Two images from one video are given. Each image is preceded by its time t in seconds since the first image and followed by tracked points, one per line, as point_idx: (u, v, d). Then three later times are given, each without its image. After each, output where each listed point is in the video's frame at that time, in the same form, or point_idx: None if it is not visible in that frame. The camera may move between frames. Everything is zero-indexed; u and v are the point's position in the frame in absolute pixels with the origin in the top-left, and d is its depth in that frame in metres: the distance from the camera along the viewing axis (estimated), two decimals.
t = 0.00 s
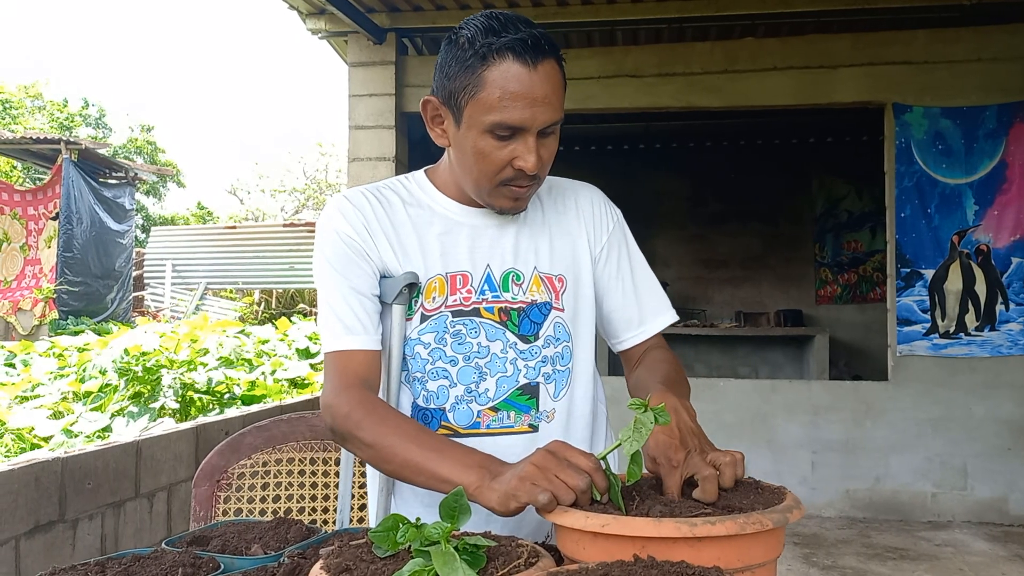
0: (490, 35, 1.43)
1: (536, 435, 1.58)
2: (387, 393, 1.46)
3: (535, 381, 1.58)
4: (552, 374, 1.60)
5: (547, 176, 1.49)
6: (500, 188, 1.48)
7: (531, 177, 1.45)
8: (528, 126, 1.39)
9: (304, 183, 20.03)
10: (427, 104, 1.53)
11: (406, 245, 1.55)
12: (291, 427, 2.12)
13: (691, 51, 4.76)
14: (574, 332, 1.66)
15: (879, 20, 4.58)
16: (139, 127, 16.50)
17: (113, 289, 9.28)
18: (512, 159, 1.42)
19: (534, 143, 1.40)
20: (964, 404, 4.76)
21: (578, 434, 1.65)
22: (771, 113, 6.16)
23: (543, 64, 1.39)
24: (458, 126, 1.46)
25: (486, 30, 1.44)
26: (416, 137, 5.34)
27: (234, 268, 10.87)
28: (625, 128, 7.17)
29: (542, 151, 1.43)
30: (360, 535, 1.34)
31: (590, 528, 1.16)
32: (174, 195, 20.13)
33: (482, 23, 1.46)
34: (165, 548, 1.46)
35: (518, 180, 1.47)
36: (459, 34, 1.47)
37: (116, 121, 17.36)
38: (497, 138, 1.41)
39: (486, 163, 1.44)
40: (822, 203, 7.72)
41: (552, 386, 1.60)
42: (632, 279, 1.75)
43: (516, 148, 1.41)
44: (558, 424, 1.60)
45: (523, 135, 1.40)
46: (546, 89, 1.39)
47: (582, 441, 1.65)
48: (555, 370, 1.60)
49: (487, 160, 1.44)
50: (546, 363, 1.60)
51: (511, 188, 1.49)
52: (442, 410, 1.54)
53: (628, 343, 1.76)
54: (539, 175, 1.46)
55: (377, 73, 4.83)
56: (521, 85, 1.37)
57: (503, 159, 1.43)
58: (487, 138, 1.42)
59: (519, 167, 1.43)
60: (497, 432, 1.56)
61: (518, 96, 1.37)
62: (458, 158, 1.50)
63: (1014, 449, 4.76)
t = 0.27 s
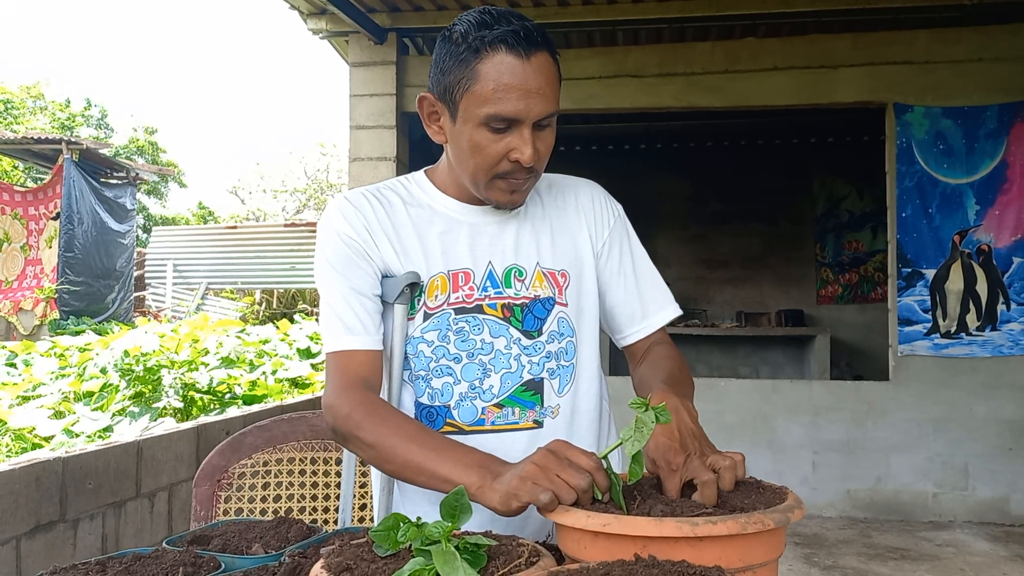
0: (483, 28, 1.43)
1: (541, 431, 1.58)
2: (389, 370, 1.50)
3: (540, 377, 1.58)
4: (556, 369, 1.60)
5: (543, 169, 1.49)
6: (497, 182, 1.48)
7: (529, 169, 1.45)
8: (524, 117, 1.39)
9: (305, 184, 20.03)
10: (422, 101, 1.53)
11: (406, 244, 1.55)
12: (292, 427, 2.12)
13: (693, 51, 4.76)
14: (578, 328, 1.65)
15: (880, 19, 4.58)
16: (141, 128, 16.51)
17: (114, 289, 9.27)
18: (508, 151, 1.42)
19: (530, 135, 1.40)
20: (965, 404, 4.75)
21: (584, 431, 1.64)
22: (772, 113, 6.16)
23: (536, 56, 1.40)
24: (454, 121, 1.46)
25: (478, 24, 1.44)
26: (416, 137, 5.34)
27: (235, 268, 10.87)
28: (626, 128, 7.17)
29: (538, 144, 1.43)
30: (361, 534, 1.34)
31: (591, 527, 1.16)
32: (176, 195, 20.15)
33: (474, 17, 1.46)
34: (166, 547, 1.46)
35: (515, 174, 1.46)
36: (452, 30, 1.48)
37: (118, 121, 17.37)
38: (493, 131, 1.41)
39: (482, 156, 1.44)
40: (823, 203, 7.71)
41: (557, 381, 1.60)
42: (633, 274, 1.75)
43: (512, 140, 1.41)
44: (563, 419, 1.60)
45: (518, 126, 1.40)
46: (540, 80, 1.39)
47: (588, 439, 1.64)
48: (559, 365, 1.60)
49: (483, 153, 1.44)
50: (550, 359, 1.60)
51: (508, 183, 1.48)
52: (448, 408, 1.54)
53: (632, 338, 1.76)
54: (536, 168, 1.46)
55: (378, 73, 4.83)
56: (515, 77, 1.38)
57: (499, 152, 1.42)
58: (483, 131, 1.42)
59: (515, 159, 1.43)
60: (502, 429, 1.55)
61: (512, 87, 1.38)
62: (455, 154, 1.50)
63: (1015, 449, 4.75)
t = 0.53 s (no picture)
0: (488, 27, 1.43)
1: (541, 432, 1.58)
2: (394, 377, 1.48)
3: (540, 378, 1.58)
4: (557, 371, 1.60)
5: (548, 168, 1.49)
6: (502, 181, 1.47)
7: (532, 169, 1.45)
8: (528, 116, 1.39)
9: (306, 184, 20.04)
10: (427, 99, 1.53)
11: (409, 242, 1.55)
12: (293, 426, 2.12)
13: (694, 51, 4.76)
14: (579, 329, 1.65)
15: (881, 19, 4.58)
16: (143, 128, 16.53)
17: (115, 289, 9.24)
18: (512, 151, 1.42)
19: (534, 134, 1.40)
20: (966, 404, 4.75)
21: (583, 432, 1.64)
22: (774, 113, 6.15)
23: (541, 55, 1.40)
24: (458, 119, 1.46)
25: (483, 23, 1.44)
26: (417, 137, 5.34)
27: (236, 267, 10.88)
28: (627, 127, 7.16)
29: (543, 143, 1.43)
30: (362, 533, 1.34)
31: (591, 526, 1.16)
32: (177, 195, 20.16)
33: (479, 16, 1.46)
34: (167, 546, 1.46)
35: (519, 173, 1.46)
36: (457, 28, 1.48)
37: (119, 121, 17.38)
38: (498, 130, 1.41)
39: (486, 155, 1.44)
40: (824, 203, 7.71)
41: (557, 383, 1.60)
42: (635, 277, 1.74)
43: (516, 140, 1.41)
44: (563, 421, 1.60)
45: (523, 126, 1.40)
46: (544, 80, 1.39)
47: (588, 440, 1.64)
48: (560, 367, 1.60)
49: (487, 152, 1.44)
50: (551, 361, 1.59)
51: (512, 182, 1.48)
52: (448, 407, 1.54)
53: (632, 344, 1.75)
54: (540, 167, 1.46)
55: (379, 73, 4.83)
56: (519, 76, 1.38)
57: (504, 151, 1.42)
58: (487, 130, 1.42)
59: (519, 159, 1.43)
60: (502, 429, 1.56)
61: (517, 86, 1.38)
62: (459, 153, 1.50)
63: (1017, 449, 4.75)
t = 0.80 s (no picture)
0: (488, 29, 1.43)
1: (540, 431, 1.58)
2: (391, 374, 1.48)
3: (538, 378, 1.58)
4: (556, 370, 1.60)
5: (546, 170, 1.49)
6: (500, 182, 1.48)
7: (531, 170, 1.45)
8: (527, 119, 1.39)
9: (307, 184, 20.06)
10: (426, 99, 1.53)
11: (408, 241, 1.55)
12: (293, 426, 2.14)
13: (695, 50, 4.75)
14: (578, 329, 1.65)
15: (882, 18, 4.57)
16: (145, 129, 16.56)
17: (117, 289, 9.24)
18: (510, 152, 1.42)
19: (532, 136, 1.40)
20: (968, 403, 4.75)
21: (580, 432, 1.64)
22: (774, 113, 6.15)
23: (540, 58, 1.40)
24: (457, 120, 1.46)
25: (484, 25, 1.44)
26: (418, 136, 5.34)
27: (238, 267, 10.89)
28: (628, 127, 7.16)
29: (541, 145, 1.43)
30: (363, 533, 1.34)
31: (593, 526, 1.16)
32: (178, 195, 20.18)
33: (479, 17, 1.46)
34: (168, 546, 1.46)
35: (517, 174, 1.46)
36: (457, 30, 1.47)
37: (121, 121, 17.39)
38: (496, 131, 1.41)
39: (485, 156, 1.44)
40: (825, 203, 7.70)
41: (556, 382, 1.59)
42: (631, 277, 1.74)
43: (515, 141, 1.41)
44: (561, 419, 1.60)
45: (521, 127, 1.40)
46: (543, 82, 1.39)
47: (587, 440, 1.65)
48: (558, 366, 1.60)
49: (486, 153, 1.44)
50: (549, 360, 1.59)
51: (510, 182, 1.48)
52: (447, 406, 1.54)
53: (621, 345, 1.75)
54: (538, 169, 1.46)
55: (380, 73, 4.83)
56: (519, 79, 1.38)
57: (502, 153, 1.42)
58: (486, 131, 1.42)
59: (517, 160, 1.43)
60: (501, 428, 1.56)
61: (516, 89, 1.38)
62: (457, 153, 1.50)
63: (1018, 448, 4.74)
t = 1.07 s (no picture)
0: (485, 32, 1.42)
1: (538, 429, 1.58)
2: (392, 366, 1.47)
3: (535, 377, 1.58)
4: (554, 369, 1.60)
5: (542, 172, 1.49)
6: (496, 184, 1.48)
7: (527, 172, 1.45)
8: (523, 121, 1.39)
9: (309, 184, 20.07)
10: (424, 100, 1.53)
11: (407, 240, 1.55)
12: (295, 425, 2.13)
13: (696, 50, 4.75)
14: (576, 328, 1.65)
15: (884, 17, 4.57)
16: (147, 129, 16.58)
17: (118, 288, 9.25)
18: (507, 154, 1.42)
19: (529, 139, 1.40)
20: (969, 403, 4.74)
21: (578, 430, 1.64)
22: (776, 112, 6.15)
23: (536, 61, 1.39)
24: (454, 121, 1.46)
25: (481, 27, 1.44)
26: (419, 136, 5.34)
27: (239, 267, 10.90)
28: (629, 126, 7.16)
29: (537, 147, 1.43)
30: (364, 532, 1.34)
31: (595, 525, 1.16)
32: (180, 194, 20.19)
33: (476, 20, 1.45)
34: (170, 545, 1.47)
35: (513, 176, 1.46)
36: (454, 32, 1.47)
37: (123, 121, 17.40)
38: (492, 133, 1.42)
39: (481, 158, 1.44)
40: (827, 202, 7.70)
41: (553, 381, 1.59)
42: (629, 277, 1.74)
43: (511, 144, 1.41)
44: (559, 418, 1.60)
45: (517, 130, 1.40)
46: (539, 85, 1.39)
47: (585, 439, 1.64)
48: (555, 365, 1.60)
49: (482, 155, 1.44)
50: (547, 359, 1.59)
51: (506, 184, 1.48)
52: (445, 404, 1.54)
53: (626, 341, 1.74)
54: (534, 171, 1.46)
55: (381, 73, 4.83)
56: (515, 81, 1.38)
57: (498, 155, 1.42)
58: (482, 134, 1.42)
59: (513, 162, 1.43)
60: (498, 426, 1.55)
61: (512, 92, 1.38)
62: (454, 154, 1.50)
63: (1020, 448, 4.74)
